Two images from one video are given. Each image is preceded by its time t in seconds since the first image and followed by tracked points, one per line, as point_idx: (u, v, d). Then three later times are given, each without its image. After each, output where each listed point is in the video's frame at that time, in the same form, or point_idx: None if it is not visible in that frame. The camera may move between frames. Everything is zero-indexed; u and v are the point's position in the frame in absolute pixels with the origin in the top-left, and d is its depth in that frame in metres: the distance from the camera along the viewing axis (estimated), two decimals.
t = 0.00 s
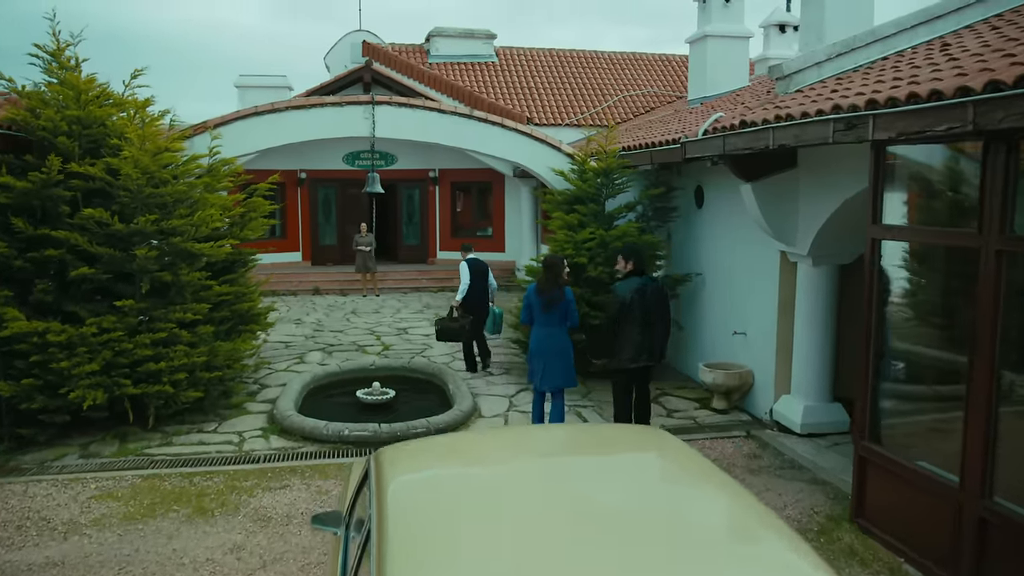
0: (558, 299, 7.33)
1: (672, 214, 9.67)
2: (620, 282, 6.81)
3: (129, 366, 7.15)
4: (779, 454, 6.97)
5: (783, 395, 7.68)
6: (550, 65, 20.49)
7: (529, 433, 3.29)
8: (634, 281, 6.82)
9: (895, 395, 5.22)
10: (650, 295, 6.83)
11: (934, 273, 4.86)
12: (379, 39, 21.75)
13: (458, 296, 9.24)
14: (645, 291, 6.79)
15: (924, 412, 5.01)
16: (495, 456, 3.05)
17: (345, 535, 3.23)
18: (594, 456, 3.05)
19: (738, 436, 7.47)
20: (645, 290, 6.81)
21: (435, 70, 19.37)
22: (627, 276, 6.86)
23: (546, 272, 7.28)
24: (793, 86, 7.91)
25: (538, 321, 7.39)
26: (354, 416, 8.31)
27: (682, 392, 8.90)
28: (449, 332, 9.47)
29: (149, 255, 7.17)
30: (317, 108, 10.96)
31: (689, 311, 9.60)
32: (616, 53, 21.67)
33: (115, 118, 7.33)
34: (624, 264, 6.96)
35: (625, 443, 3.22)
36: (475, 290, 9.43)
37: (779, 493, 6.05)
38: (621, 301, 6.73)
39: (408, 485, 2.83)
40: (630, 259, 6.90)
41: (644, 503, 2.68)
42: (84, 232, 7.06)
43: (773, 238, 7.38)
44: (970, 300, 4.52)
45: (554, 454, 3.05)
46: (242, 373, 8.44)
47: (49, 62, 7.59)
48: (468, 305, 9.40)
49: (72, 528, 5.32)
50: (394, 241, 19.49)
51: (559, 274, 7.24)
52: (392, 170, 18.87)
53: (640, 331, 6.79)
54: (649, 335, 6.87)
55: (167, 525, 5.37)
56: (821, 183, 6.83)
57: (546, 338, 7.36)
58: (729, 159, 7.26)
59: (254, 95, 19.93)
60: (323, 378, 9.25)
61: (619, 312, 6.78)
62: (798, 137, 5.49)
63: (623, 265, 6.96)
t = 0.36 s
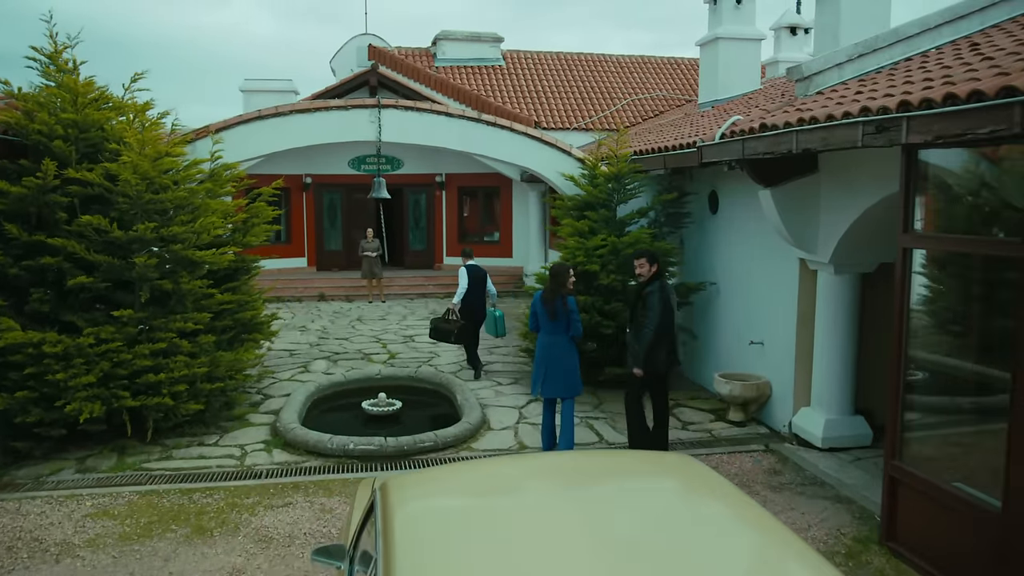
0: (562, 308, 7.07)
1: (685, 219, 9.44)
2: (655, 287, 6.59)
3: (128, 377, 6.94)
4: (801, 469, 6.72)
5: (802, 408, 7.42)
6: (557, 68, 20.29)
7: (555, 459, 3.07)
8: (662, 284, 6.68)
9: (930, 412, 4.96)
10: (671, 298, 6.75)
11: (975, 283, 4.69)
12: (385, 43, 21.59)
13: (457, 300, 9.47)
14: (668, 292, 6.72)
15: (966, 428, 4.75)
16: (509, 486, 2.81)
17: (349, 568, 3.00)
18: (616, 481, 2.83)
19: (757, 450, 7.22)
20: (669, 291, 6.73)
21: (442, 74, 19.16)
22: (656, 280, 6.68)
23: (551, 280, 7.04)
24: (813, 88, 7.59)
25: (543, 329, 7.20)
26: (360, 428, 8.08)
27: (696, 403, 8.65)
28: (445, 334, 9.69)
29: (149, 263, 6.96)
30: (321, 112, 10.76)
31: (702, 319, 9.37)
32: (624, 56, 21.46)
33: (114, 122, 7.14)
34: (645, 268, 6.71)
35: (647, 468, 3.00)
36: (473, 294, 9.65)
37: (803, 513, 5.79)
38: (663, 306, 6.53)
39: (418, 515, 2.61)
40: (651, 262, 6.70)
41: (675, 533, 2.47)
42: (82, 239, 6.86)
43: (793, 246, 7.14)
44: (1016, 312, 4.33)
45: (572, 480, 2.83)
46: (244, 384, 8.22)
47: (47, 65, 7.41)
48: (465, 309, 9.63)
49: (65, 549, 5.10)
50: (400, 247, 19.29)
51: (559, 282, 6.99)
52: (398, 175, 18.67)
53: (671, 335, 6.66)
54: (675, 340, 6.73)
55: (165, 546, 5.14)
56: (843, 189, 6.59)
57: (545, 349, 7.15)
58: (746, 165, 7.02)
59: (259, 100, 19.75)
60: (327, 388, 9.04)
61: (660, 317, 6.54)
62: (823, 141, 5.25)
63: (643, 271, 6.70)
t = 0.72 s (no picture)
0: (566, 311, 6.82)
1: (697, 223, 9.19)
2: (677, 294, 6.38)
3: (124, 387, 6.71)
4: (821, 483, 6.46)
5: (821, 418, 7.16)
6: (563, 70, 20.06)
7: (575, 485, 2.84)
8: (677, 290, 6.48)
9: (964, 426, 4.68)
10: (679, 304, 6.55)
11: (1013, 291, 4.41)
12: (389, 45, 21.39)
13: (453, 298, 9.85)
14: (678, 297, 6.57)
15: (993, 440, 4.53)
16: (526, 516, 2.57)
17: None
18: (632, 508, 2.61)
19: (774, 462, 6.96)
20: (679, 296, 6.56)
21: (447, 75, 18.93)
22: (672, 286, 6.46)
23: (556, 283, 6.81)
24: (832, 87, 7.32)
25: (549, 334, 6.96)
26: (363, 438, 7.84)
27: (710, 413, 8.40)
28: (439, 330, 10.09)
29: (145, 268, 6.73)
30: (324, 113, 10.54)
31: (715, 325, 9.13)
32: (630, 57, 21.22)
33: (111, 123, 6.93)
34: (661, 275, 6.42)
35: (664, 494, 2.77)
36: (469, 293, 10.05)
37: (827, 530, 5.53)
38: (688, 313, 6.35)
39: (425, 544, 2.40)
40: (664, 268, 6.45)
41: (709, 567, 2.23)
42: (77, 244, 6.64)
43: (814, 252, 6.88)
44: None
45: (589, 508, 2.60)
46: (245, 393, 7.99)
47: (42, 65, 7.20)
48: (460, 306, 10.04)
49: (55, 570, 4.87)
50: (404, 250, 19.07)
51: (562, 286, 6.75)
52: (402, 178, 18.44)
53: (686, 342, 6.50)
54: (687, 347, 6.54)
55: (158, 567, 4.91)
56: (865, 192, 6.35)
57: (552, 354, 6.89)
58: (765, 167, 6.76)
59: (262, 102, 19.57)
60: (330, 396, 8.81)
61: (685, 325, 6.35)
62: (849, 142, 5.01)
63: (659, 278, 6.41)
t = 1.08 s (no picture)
0: (571, 315, 6.61)
1: (703, 225, 8.98)
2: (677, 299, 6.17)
3: (113, 396, 6.47)
4: (835, 495, 6.25)
5: (833, 426, 6.95)
6: (562, 70, 19.85)
7: (593, 511, 2.61)
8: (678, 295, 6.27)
9: (991, 439, 4.47)
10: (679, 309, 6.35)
11: None
12: (386, 45, 21.16)
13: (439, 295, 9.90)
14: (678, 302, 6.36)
15: (1008, 448, 4.39)
16: (543, 549, 2.34)
17: None
18: (653, 538, 2.40)
19: (786, 472, 6.75)
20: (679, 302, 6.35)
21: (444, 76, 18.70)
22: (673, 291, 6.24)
23: (560, 286, 6.56)
24: (845, 86, 7.07)
25: (554, 339, 6.73)
26: (361, 447, 7.61)
27: (717, 420, 8.18)
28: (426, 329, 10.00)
29: (135, 273, 6.48)
30: (320, 113, 10.31)
31: (721, 329, 8.91)
32: (629, 57, 21.01)
33: (99, 122, 6.69)
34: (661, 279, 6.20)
35: (686, 521, 2.56)
36: (456, 292, 10.09)
37: (844, 545, 5.32)
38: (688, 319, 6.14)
39: None
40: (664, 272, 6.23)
41: None
42: (64, 247, 6.40)
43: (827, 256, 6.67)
44: None
45: (609, 539, 2.38)
46: (239, 400, 7.75)
47: (29, 62, 6.96)
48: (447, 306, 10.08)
49: None
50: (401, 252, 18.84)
51: (570, 289, 6.51)
52: (399, 179, 18.21)
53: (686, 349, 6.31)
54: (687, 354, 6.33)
55: None
56: (881, 194, 6.14)
57: (556, 358, 6.65)
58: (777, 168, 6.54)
59: (258, 102, 19.32)
60: (327, 403, 8.57)
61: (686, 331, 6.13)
62: (869, 142, 4.80)
63: (659, 283, 6.20)
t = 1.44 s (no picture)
0: (572, 313, 6.42)
1: (706, 224, 8.80)
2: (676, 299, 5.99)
3: (102, 402, 6.25)
4: (847, 501, 6.07)
5: (843, 430, 6.77)
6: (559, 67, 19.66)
7: (613, 533, 2.42)
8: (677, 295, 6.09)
9: (1015, 446, 4.29)
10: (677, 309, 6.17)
11: None
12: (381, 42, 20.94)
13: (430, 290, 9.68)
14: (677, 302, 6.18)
15: None
16: None
17: None
18: (682, 565, 2.21)
19: (795, 478, 6.57)
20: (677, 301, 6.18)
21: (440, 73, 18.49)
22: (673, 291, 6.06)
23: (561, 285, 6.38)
24: (855, 81, 6.87)
25: (556, 338, 6.55)
26: (358, 452, 7.42)
27: (721, 423, 8.00)
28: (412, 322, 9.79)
29: (124, 274, 6.26)
30: (314, 109, 10.09)
31: (725, 330, 8.74)
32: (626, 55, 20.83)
33: (86, 118, 6.47)
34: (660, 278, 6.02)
35: (713, 545, 2.36)
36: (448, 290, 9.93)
37: (859, 555, 5.14)
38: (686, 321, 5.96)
39: None
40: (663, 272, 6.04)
41: None
42: (49, 248, 6.18)
43: (837, 255, 6.48)
44: None
45: (633, 567, 2.19)
46: (232, 405, 7.54)
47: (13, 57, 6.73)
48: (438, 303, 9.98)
49: None
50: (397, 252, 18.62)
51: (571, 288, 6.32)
52: (395, 178, 17.99)
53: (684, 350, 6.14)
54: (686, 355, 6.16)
55: None
56: (894, 192, 5.96)
57: (557, 358, 6.47)
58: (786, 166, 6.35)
59: (251, 100, 19.08)
60: (322, 407, 8.36)
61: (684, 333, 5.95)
62: (887, 137, 4.61)
63: (658, 282, 6.02)
